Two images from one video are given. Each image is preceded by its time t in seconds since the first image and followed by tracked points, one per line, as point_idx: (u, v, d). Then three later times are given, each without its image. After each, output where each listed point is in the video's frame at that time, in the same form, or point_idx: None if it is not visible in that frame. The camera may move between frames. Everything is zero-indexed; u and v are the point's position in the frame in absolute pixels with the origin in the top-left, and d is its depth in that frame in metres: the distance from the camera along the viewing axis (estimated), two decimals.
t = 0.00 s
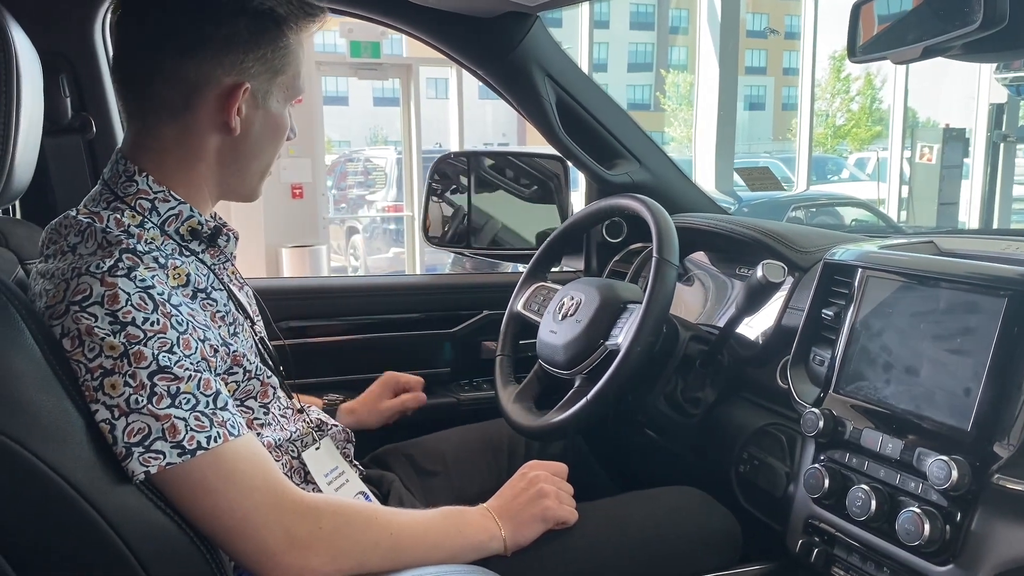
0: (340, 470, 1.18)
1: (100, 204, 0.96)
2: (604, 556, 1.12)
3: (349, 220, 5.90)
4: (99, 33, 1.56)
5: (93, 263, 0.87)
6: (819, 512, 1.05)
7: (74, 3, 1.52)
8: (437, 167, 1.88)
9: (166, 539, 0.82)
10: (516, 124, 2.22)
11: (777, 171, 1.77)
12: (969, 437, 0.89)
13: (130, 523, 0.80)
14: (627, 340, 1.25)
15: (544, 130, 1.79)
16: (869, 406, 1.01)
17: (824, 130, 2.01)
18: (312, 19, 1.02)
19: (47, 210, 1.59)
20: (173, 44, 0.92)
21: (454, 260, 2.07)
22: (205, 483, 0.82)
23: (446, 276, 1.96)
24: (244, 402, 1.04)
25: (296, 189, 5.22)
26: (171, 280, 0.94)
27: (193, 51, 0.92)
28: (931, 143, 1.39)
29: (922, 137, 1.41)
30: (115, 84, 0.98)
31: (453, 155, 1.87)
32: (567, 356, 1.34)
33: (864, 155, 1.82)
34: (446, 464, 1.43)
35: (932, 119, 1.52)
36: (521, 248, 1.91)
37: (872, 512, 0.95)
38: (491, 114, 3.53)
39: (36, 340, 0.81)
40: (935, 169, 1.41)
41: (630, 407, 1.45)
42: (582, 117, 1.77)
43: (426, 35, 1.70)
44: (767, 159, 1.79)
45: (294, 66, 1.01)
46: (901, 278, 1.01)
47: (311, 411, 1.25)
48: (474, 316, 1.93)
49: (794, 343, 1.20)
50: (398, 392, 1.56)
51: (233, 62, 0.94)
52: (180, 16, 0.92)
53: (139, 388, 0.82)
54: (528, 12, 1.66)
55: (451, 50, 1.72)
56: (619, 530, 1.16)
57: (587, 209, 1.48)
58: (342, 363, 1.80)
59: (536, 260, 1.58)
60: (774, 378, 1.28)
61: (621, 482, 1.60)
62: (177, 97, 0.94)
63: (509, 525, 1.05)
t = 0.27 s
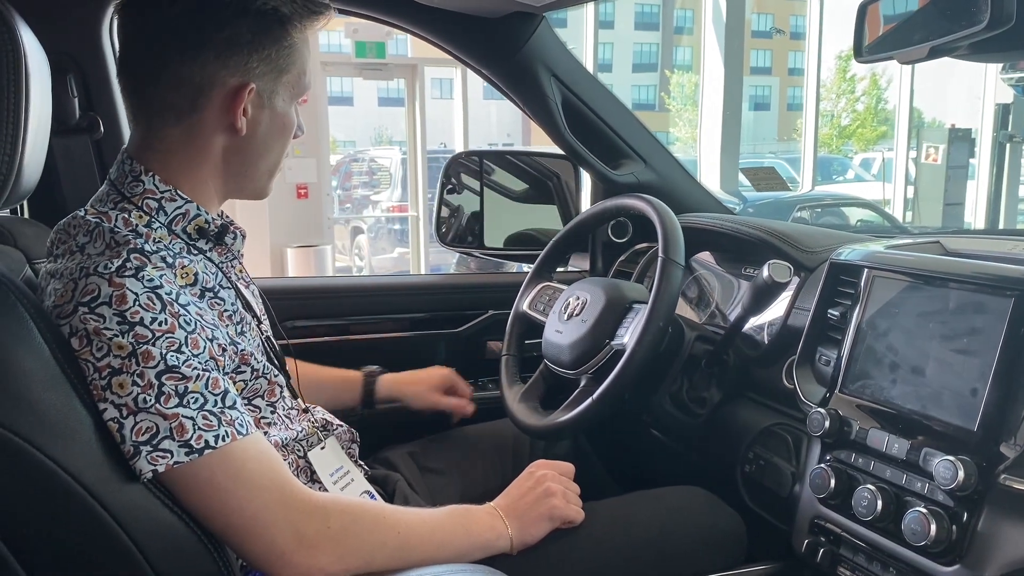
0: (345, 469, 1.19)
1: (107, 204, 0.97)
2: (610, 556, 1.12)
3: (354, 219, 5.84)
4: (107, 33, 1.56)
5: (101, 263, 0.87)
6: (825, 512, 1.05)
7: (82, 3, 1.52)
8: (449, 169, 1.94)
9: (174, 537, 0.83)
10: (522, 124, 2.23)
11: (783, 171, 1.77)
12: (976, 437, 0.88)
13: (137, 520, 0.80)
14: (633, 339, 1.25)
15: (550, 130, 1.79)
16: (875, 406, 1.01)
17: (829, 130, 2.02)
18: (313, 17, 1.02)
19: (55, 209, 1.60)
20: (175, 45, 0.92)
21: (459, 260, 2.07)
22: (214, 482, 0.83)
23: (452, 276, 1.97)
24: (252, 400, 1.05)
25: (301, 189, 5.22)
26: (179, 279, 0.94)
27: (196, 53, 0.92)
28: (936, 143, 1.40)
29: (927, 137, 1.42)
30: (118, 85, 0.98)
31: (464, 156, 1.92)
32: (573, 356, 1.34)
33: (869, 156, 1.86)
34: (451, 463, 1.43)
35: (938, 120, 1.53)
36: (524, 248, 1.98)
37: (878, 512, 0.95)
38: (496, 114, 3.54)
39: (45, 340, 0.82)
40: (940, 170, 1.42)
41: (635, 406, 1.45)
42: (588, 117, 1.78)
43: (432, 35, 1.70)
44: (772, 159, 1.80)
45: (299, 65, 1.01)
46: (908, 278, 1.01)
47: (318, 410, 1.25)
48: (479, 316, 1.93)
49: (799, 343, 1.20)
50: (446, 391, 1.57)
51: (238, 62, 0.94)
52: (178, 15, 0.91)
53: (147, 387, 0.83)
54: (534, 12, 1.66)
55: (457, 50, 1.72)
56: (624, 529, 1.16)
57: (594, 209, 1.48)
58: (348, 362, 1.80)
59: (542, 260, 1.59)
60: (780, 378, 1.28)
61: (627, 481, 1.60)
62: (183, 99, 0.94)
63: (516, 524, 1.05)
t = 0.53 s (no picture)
0: (353, 464, 1.19)
1: (114, 201, 0.97)
2: (615, 555, 1.12)
3: (359, 219, 5.82)
4: (113, 33, 1.57)
5: (109, 259, 0.88)
6: (830, 512, 1.05)
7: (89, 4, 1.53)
8: (453, 169, 1.94)
9: (181, 535, 0.83)
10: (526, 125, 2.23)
11: (788, 171, 1.77)
12: (982, 437, 0.88)
13: (144, 518, 0.80)
14: (638, 338, 1.25)
15: (555, 130, 1.79)
16: (881, 407, 1.01)
17: (834, 131, 2.06)
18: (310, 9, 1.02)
19: (61, 208, 1.61)
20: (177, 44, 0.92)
21: (464, 260, 2.08)
22: (221, 479, 0.83)
23: (457, 276, 1.97)
24: (259, 396, 1.05)
25: (306, 189, 5.23)
26: (187, 273, 0.95)
27: (200, 52, 0.92)
28: (942, 143, 1.38)
29: (933, 137, 1.41)
30: (121, 83, 0.98)
31: (467, 156, 1.92)
32: (578, 356, 1.34)
33: (875, 156, 1.79)
34: (456, 462, 1.44)
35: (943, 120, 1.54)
36: (528, 248, 1.97)
37: (884, 511, 0.95)
38: (501, 114, 3.54)
39: (51, 338, 0.82)
40: (945, 170, 1.40)
41: (640, 406, 1.45)
42: (593, 117, 1.78)
43: (437, 34, 1.70)
44: (777, 160, 1.79)
45: (299, 58, 1.02)
46: (913, 278, 1.01)
47: (327, 405, 1.25)
48: (484, 316, 1.93)
49: (805, 343, 1.20)
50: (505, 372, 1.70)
51: (240, 58, 0.95)
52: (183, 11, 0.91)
53: (153, 385, 0.83)
54: (539, 11, 1.67)
55: (461, 49, 1.72)
56: (629, 529, 1.16)
57: (598, 209, 1.49)
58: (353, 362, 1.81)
59: (546, 260, 1.59)
60: (786, 378, 1.28)
61: (632, 481, 1.60)
62: (187, 96, 0.94)
63: (521, 524, 1.05)
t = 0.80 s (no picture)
0: (356, 466, 1.19)
1: (123, 200, 0.97)
2: (617, 556, 1.12)
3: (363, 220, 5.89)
4: (117, 33, 1.58)
5: (114, 259, 0.88)
6: (834, 514, 1.05)
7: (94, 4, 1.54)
8: (455, 170, 1.94)
9: (183, 535, 0.83)
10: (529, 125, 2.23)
11: (792, 172, 1.76)
12: (986, 438, 0.88)
13: (147, 518, 0.81)
14: (641, 339, 1.25)
15: (559, 131, 1.79)
16: (885, 408, 1.01)
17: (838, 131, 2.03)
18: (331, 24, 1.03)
19: (65, 208, 1.61)
20: (192, 45, 0.93)
21: (467, 260, 2.08)
22: (224, 480, 0.83)
23: (460, 276, 1.97)
24: (264, 397, 1.05)
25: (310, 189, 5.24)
26: (192, 275, 0.95)
27: (214, 57, 0.93)
28: (948, 144, 1.37)
29: (938, 138, 1.41)
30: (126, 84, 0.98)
31: (472, 156, 1.93)
32: (581, 356, 1.34)
33: (878, 157, 1.85)
34: (459, 462, 1.43)
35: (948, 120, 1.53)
36: (530, 248, 1.97)
37: (888, 513, 0.95)
38: (504, 115, 3.54)
39: (57, 339, 0.82)
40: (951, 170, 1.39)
41: (643, 406, 1.45)
42: (597, 118, 1.78)
43: (441, 35, 1.70)
44: (781, 160, 1.78)
45: (320, 71, 1.02)
46: (916, 278, 1.01)
47: (331, 407, 1.25)
48: (487, 316, 1.93)
49: (809, 343, 1.19)
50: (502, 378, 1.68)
51: (263, 67, 0.95)
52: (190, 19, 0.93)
53: (157, 385, 0.83)
54: (543, 12, 1.67)
55: (465, 50, 1.72)
56: (632, 530, 1.16)
57: (602, 210, 1.48)
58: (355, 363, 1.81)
59: (550, 260, 1.59)
60: (789, 379, 1.28)
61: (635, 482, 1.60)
62: (204, 100, 0.95)
63: (524, 524, 1.05)
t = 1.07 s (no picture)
0: (360, 466, 1.19)
1: (126, 200, 0.97)
2: (621, 556, 1.12)
3: (367, 220, 5.85)
4: (122, 33, 1.58)
5: (116, 259, 0.88)
6: (838, 514, 1.04)
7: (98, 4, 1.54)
8: (459, 169, 1.94)
9: (187, 534, 0.83)
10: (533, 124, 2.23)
11: (797, 172, 1.76)
12: (991, 439, 0.88)
13: (150, 517, 0.81)
14: (645, 339, 1.24)
15: (562, 130, 1.79)
16: (889, 408, 1.00)
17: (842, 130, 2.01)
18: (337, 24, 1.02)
19: (70, 207, 1.62)
20: (197, 44, 0.93)
21: (471, 260, 2.08)
22: (227, 479, 0.83)
23: (463, 276, 1.97)
24: (268, 396, 1.05)
25: (314, 189, 5.24)
26: (194, 275, 0.95)
27: (221, 58, 0.93)
28: (952, 143, 1.39)
29: (943, 137, 1.41)
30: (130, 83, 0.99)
31: (476, 155, 1.92)
32: (585, 356, 1.34)
33: (884, 156, 1.82)
34: (462, 462, 1.43)
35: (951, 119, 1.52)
36: (534, 248, 1.97)
37: (893, 513, 0.94)
38: (508, 114, 3.54)
39: (60, 338, 0.83)
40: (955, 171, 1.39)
41: (646, 406, 1.45)
42: (601, 117, 1.77)
43: (445, 35, 1.70)
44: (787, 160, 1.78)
45: (325, 69, 1.02)
46: (920, 278, 1.01)
47: (335, 407, 1.25)
48: (491, 316, 1.93)
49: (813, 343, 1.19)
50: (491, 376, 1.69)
51: (266, 67, 0.95)
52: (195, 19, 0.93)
53: (159, 385, 0.83)
54: (547, 11, 1.67)
55: (468, 49, 1.72)
56: (635, 530, 1.16)
57: (605, 209, 1.48)
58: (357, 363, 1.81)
59: (553, 260, 1.59)
60: (793, 379, 1.28)
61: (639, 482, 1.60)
62: (207, 100, 0.95)
63: (527, 523, 1.05)
